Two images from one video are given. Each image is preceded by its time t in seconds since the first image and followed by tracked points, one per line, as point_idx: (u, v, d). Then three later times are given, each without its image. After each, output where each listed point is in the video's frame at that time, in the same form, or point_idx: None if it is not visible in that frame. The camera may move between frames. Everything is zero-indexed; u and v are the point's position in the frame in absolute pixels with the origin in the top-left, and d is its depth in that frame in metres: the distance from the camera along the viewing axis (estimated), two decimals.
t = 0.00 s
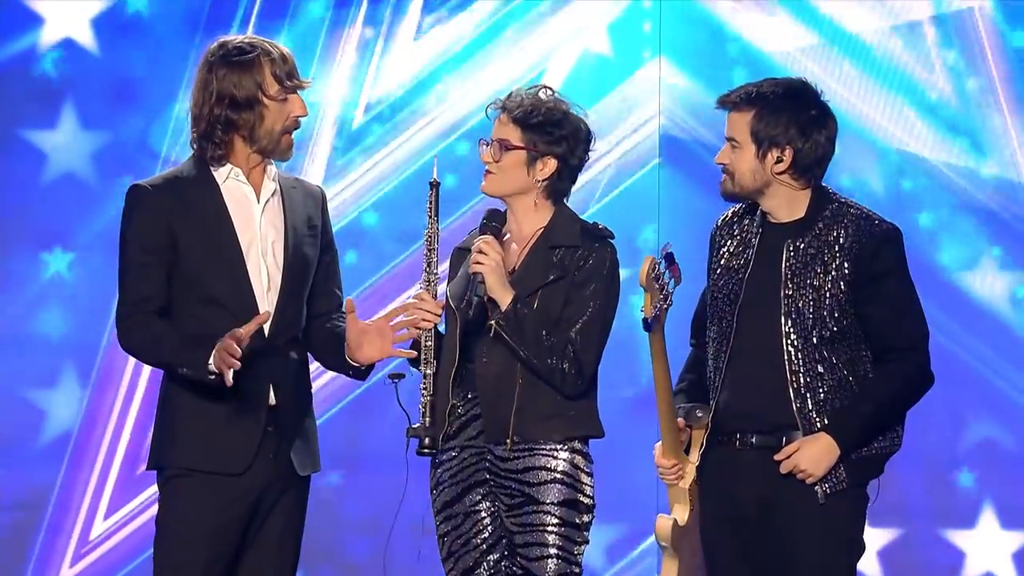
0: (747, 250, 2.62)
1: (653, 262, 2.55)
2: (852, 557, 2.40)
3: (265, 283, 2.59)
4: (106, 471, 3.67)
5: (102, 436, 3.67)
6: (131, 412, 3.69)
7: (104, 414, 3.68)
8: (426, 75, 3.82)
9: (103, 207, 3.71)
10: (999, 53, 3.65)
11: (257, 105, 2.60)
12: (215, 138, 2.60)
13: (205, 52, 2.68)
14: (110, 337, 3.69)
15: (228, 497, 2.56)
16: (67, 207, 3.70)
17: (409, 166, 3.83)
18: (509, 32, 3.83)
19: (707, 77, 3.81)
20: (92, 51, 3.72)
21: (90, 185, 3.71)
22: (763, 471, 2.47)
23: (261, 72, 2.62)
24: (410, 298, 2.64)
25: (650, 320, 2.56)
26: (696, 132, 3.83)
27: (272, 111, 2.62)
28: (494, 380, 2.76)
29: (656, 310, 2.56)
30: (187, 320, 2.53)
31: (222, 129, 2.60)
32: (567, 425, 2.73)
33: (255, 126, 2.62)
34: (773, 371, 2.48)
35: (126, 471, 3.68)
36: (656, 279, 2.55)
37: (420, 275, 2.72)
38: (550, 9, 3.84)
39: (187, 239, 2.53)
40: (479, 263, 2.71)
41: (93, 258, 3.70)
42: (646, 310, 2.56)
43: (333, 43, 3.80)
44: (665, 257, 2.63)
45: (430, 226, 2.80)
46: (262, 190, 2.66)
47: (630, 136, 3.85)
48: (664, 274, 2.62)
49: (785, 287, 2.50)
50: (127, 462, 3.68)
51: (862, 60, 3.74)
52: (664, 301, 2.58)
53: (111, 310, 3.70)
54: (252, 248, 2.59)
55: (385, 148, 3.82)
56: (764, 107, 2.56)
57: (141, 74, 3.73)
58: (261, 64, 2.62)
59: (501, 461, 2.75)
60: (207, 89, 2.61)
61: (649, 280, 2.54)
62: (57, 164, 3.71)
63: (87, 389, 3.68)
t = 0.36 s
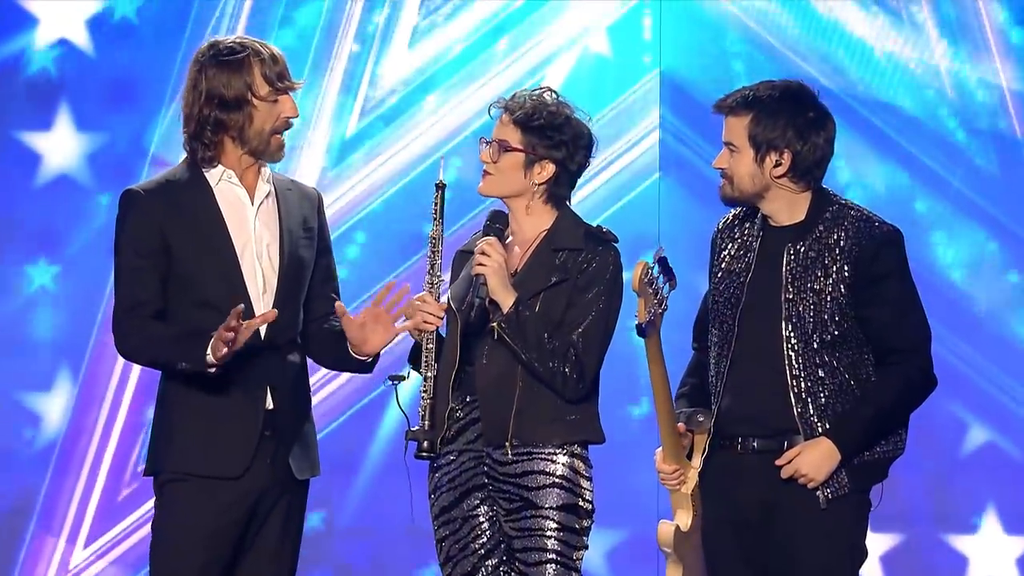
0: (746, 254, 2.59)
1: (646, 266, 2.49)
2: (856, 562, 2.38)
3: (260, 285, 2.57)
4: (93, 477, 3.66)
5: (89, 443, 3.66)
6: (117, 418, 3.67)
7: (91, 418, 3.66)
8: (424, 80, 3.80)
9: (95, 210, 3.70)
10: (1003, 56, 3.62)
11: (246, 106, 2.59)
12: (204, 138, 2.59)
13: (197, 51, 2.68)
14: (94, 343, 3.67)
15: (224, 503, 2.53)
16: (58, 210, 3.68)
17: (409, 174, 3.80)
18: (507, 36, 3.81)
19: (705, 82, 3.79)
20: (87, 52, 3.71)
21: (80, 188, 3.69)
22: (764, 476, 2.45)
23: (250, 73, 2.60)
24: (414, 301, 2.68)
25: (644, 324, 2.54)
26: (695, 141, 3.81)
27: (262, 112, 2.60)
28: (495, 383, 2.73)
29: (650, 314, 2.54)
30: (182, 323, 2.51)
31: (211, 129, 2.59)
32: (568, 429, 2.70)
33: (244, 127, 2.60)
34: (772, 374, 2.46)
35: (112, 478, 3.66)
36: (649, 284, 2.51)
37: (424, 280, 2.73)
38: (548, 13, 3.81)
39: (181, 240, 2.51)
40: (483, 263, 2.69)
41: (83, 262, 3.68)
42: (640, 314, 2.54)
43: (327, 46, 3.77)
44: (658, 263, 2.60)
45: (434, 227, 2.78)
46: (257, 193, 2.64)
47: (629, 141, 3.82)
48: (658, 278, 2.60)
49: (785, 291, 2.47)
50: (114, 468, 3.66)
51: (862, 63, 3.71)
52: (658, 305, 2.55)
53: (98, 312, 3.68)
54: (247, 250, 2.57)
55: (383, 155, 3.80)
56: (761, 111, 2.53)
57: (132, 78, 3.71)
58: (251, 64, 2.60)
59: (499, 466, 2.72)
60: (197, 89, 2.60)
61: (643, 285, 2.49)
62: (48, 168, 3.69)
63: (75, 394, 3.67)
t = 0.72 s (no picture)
0: (744, 256, 2.57)
1: (637, 268, 2.50)
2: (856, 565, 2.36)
3: (255, 287, 2.56)
4: (78, 479, 3.64)
5: (73, 445, 3.64)
6: (102, 421, 3.66)
7: (76, 419, 3.64)
8: (420, 83, 3.77)
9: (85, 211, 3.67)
10: (1005, 57, 3.60)
11: (239, 107, 2.57)
12: (194, 139, 2.57)
13: (190, 50, 2.66)
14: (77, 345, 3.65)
15: (217, 508, 2.51)
16: (49, 209, 3.66)
17: (407, 179, 3.79)
18: (504, 39, 3.78)
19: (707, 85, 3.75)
20: (81, 49, 3.68)
21: (67, 187, 3.67)
22: (763, 479, 2.43)
23: (244, 74, 2.58)
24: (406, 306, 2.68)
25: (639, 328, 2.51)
26: (694, 155, 3.79)
27: (254, 114, 2.58)
28: (490, 386, 2.71)
29: (644, 318, 2.51)
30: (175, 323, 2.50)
31: (202, 129, 2.57)
32: (564, 433, 2.68)
33: (234, 129, 2.58)
34: (768, 377, 2.44)
35: (97, 480, 3.65)
36: (640, 286, 2.51)
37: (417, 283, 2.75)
38: (543, 15, 3.79)
39: (174, 239, 2.49)
40: (475, 269, 2.70)
41: (72, 263, 3.66)
42: (634, 317, 2.51)
43: (320, 49, 3.76)
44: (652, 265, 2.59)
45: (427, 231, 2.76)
46: (249, 193, 2.62)
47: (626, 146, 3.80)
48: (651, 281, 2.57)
49: (783, 293, 2.45)
50: (100, 471, 3.65)
51: (860, 67, 3.68)
52: (652, 307, 2.53)
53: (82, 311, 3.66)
54: (241, 251, 2.55)
55: (381, 163, 3.78)
56: (754, 112, 2.51)
57: (122, 77, 3.69)
58: (245, 65, 2.58)
59: (495, 469, 2.71)
60: (190, 89, 2.58)
61: (634, 288, 2.50)
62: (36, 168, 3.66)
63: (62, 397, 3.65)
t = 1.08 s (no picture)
0: (742, 258, 2.56)
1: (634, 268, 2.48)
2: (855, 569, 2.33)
3: (249, 286, 2.54)
4: (66, 482, 3.62)
5: (60, 448, 3.62)
6: (90, 423, 3.64)
7: (60, 421, 3.63)
8: (417, 89, 3.78)
9: (77, 211, 3.65)
10: (1014, 64, 3.59)
11: (229, 108, 2.56)
12: (185, 138, 2.57)
13: (186, 49, 2.65)
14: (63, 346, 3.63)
15: (213, 511, 2.50)
16: (42, 210, 3.64)
17: (404, 186, 3.79)
18: (501, 44, 3.78)
19: (707, 93, 3.74)
20: (75, 48, 3.66)
21: (61, 188, 3.65)
22: (761, 481, 2.41)
23: (237, 75, 2.56)
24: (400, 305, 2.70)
25: (635, 331, 2.48)
26: (688, 162, 3.79)
27: (245, 116, 2.57)
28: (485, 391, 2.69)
29: (640, 319, 2.49)
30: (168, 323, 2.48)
31: (193, 129, 2.57)
32: (561, 436, 2.66)
33: (225, 130, 2.57)
34: (764, 379, 2.42)
35: (86, 483, 3.63)
36: (637, 287, 2.48)
37: (413, 287, 2.75)
38: (541, 16, 3.78)
39: (167, 239, 2.48)
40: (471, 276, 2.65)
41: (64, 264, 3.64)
42: (629, 320, 2.49)
43: (315, 55, 3.75)
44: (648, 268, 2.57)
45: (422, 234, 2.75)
46: (244, 194, 2.61)
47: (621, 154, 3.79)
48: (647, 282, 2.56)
49: (779, 295, 2.43)
50: (88, 474, 3.63)
51: (866, 74, 3.68)
52: (649, 309, 2.51)
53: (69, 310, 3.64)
54: (235, 251, 2.54)
55: (377, 169, 3.78)
56: (749, 113, 2.49)
57: (115, 78, 3.68)
58: (238, 67, 2.57)
59: (493, 473, 2.69)
60: (183, 87, 2.58)
61: (631, 288, 2.47)
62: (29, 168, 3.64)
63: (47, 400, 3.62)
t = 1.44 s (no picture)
0: (741, 260, 2.54)
1: (626, 271, 2.46)
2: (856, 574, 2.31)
3: (241, 287, 2.53)
4: (54, 485, 3.61)
5: (47, 449, 3.60)
6: (78, 425, 3.62)
7: (46, 420, 3.60)
8: (416, 95, 3.77)
9: (73, 212, 3.64)
10: None
11: (220, 110, 2.54)
12: (177, 138, 2.56)
13: (182, 48, 2.63)
14: (51, 346, 3.60)
15: (208, 514, 2.48)
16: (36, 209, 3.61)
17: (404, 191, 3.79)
18: (500, 50, 3.78)
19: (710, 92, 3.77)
20: (71, 45, 3.63)
21: (56, 186, 3.62)
22: (759, 486, 2.39)
23: (230, 76, 2.54)
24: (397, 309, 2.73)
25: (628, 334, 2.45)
26: (688, 176, 3.83)
27: (237, 118, 2.55)
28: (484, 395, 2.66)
29: (633, 322, 2.46)
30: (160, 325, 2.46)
31: (185, 129, 2.56)
32: (562, 439, 2.64)
33: (217, 131, 2.56)
34: (764, 384, 2.40)
35: (75, 486, 3.61)
36: (629, 289, 2.46)
37: (410, 288, 2.74)
38: (542, 20, 3.80)
39: (161, 240, 2.46)
40: (469, 282, 2.63)
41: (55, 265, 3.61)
42: (623, 321, 2.46)
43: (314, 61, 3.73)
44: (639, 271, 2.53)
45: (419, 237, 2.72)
46: (238, 195, 2.59)
47: (626, 159, 3.82)
48: (641, 285, 2.52)
49: (777, 299, 2.41)
50: (77, 477, 3.61)
51: (870, 82, 3.66)
52: (642, 312, 2.47)
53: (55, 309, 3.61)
54: (229, 253, 2.53)
55: (376, 176, 3.77)
56: (750, 115, 2.46)
57: (112, 76, 3.65)
58: (231, 68, 2.55)
59: (494, 477, 2.66)
60: (177, 87, 2.56)
61: (623, 291, 2.46)
62: (24, 168, 3.61)
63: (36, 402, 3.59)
